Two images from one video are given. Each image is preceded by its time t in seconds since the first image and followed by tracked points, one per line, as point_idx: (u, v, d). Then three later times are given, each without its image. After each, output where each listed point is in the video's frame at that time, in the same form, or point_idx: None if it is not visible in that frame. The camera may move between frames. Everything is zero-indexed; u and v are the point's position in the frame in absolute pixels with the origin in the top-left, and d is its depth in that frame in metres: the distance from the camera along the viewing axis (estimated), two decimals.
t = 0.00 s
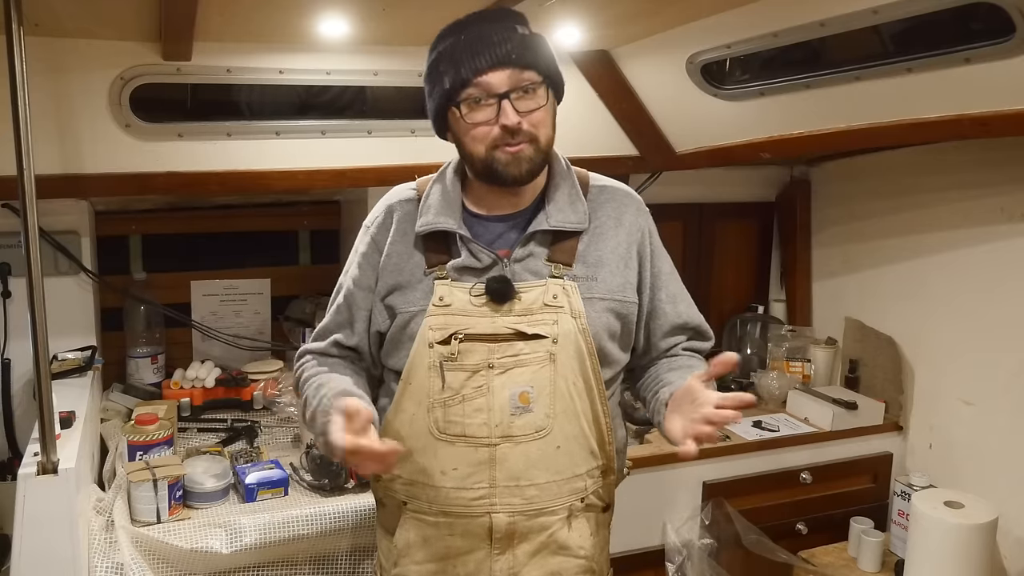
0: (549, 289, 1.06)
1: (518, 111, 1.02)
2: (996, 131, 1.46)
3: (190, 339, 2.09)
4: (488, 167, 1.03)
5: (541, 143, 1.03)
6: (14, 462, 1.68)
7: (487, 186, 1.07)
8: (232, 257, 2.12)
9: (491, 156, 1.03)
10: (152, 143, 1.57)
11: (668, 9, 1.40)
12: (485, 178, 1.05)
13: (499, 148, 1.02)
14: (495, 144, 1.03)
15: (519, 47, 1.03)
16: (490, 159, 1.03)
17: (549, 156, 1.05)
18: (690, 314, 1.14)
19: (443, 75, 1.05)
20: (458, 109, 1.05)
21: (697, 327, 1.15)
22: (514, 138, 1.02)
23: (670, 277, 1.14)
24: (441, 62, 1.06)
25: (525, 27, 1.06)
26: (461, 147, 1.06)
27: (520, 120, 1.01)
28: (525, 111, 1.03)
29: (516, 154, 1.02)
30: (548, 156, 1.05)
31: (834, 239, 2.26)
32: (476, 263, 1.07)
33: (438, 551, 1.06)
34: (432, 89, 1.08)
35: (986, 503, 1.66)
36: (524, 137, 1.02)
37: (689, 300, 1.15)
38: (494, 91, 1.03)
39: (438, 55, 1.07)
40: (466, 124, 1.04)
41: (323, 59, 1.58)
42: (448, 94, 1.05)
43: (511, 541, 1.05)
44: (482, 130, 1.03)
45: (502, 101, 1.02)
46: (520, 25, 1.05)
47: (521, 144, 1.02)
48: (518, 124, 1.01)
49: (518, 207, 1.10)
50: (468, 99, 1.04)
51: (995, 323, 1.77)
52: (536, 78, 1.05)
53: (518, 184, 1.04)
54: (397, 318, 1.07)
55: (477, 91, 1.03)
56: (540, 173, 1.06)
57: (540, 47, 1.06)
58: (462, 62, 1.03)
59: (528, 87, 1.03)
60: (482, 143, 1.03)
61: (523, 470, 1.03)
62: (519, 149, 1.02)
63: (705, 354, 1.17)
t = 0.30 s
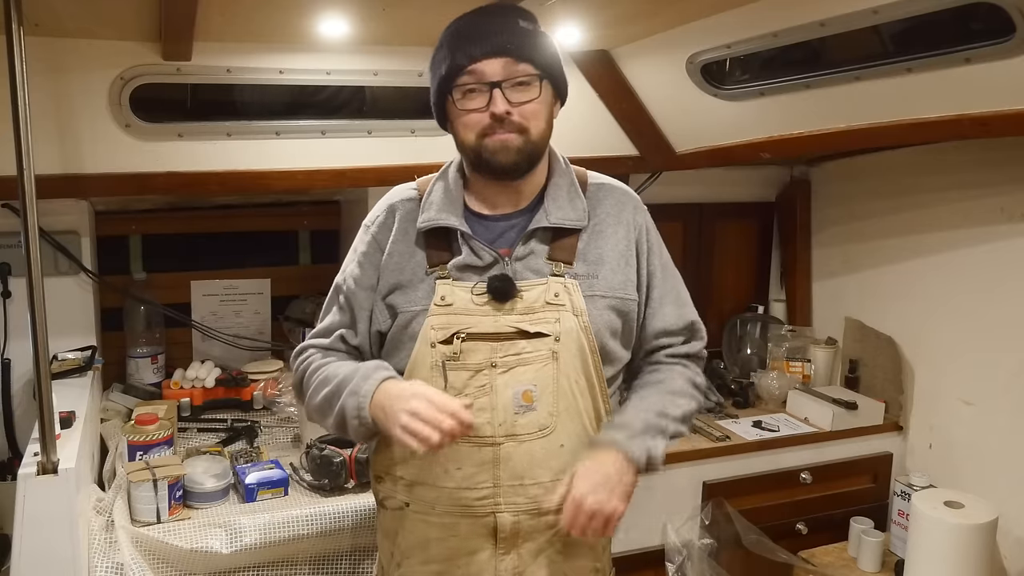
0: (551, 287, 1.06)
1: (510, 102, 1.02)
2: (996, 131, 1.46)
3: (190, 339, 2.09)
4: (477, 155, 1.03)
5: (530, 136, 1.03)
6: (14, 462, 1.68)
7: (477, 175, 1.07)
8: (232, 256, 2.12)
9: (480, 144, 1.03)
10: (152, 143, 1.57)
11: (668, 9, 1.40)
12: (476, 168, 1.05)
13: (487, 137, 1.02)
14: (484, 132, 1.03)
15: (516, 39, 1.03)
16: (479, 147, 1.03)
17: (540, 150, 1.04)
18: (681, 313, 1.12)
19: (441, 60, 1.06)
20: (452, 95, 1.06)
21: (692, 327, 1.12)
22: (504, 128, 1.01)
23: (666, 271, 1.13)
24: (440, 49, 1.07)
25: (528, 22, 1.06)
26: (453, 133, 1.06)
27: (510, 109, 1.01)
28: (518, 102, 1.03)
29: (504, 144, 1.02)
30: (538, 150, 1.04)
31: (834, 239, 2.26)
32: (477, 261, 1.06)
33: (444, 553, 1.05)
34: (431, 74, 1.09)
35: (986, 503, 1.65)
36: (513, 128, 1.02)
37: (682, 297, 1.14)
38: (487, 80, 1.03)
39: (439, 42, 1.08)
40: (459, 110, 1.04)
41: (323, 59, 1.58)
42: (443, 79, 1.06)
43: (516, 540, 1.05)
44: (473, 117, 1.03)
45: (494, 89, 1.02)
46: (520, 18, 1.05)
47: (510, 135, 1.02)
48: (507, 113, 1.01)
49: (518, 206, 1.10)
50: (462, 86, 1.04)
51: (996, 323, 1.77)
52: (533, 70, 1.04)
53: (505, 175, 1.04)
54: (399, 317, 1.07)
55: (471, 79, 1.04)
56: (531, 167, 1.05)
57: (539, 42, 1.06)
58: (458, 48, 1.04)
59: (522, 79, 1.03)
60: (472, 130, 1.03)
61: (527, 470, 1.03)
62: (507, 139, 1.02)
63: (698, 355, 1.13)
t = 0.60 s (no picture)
0: (551, 289, 1.06)
1: (503, 108, 1.02)
2: (997, 131, 1.46)
3: (190, 339, 2.09)
4: (473, 163, 1.04)
5: (525, 143, 1.03)
6: (14, 462, 1.68)
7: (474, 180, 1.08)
8: (232, 256, 2.12)
9: (476, 152, 1.03)
10: (152, 143, 1.57)
11: (668, 9, 1.40)
12: (473, 174, 1.05)
13: (482, 144, 1.02)
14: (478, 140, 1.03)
15: (508, 43, 1.02)
16: (475, 155, 1.03)
17: (536, 155, 1.04)
18: (652, 348, 1.13)
19: (435, 66, 1.06)
20: (447, 101, 1.06)
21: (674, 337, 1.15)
22: (498, 135, 1.02)
23: (656, 277, 1.13)
24: (435, 54, 1.07)
25: (522, 24, 1.05)
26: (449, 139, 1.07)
27: (503, 117, 1.01)
28: (511, 109, 1.02)
29: (499, 151, 1.02)
30: (533, 156, 1.04)
31: (834, 239, 2.26)
32: (478, 263, 1.07)
33: (443, 552, 1.06)
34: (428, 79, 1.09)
35: (986, 503, 1.65)
36: (507, 135, 1.02)
37: (664, 301, 1.14)
38: (480, 87, 1.03)
39: (435, 46, 1.08)
40: (453, 117, 1.05)
41: (322, 59, 1.58)
42: (438, 85, 1.06)
43: (515, 541, 1.05)
44: (467, 124, 1.03)
45: (486, 97, 1.02)
46: (512, 20, 1.04)
47: (505, 142, 1.02)
48: (499, 120, 1.01)
49: (519, 207, 1.10)
50: (456, 93, 1.04)
51: (996, 323, 1.77)
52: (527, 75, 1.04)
53: (500, 182, 1.04)
54: (400, 318, 1.07)
55: (465, 85, 1.04)
56: (528, 172, 1.05)
57: (534, 45, 1.05)
58: (452, 54, 1.04)
59: (515, 84, 1.03)
60: (467, 138, 1.03)
61: (526, 470, 1.03)
62: (502, 147, 1.02)
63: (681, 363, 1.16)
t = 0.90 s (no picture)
0: (555, 289, 1.06)
1: (526, 114, 1.02)
2: (997, 131, 1.46)
3: (190, 339, 2.09)
4: (488, 163, 1.03)
5: (543, 149, 1.03)
6: (14, 462, 1.68)
7: (483, 180, 1.07)
8: (233, 256, 2.12)
9: (492, 154, 1.03)
10: (152, 143, 1.57)
11: (668, 9, 1.40)
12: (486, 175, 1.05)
13: (500, 146, 1.03)
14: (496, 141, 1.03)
15: (538, 50, 1.02)
16: (490, 156, 1.03)
17: (550, 162, 1.05)
18: (661, 342, 1.18)
19: (459, 63, 1.04)
20: (466, 100, 1.05)
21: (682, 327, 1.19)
22: (517, 140, 1.02)
23: (663, 272, 1.16)
24: (458, 50, 1.05)
25: (548, 29, 1.05)
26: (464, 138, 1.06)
27: (526, 123, 1.02)
28: (534, 115, 1.03)
29: (515, 155, 1.03)
30: (548, 162, 1.05)
31: (834, 239, 2.26)
32: (483, 263, 1.06)
33: (446, 550, 1.04)
34: (447, 75, 1.07)
35: (986, 503, 1.65)
36: (527, 140, 1.02)
37: (672, 294, 1.17)
38: (505, 90, 1.02)
39: (458, 42, 1.06)
40: (472, 117, 1.04)
41: (322, 58, 1.58)
42: (459, 83, 1.04)
43: (518, 539, 1.05)
44: (486, 125, 1.03)
45: (511, 101, 1.02)
46: (542, 26, 1.04)
47: (524, 146, 1.02)
48: (523, 126, 1.01)
49: (524, 207, 1.10)
50: (479, 93, 1.03)
51: (996, 323, 1.77)
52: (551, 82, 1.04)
53: (514, 186, 1.04)
54: (402, 316, 1.05)
55: (488, 86, 1.03)
56: (540, 177, 1.06)
57: (558, 51, 1.05)
58: (479, 54, 1.02)
59: (540, 92, 1.03)
60: (484, 138, 1.03)
61: (530, 469, 1.03)
62: (520, 151, 1.02)
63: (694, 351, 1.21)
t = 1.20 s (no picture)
0: (559, 289, 1.06)
1: (536, 120, 1.02)
2: (997, 131, 1.46)
3: (190, 339, 2.09)
4: (498, 170, 1.03)
5: (552, 153, 1.03)
6: (14, 462, 1.68)
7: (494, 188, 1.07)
8: (233, 256, 2.12)
9: (502, 160, 1.02)
10: (152, 143, 1.57)
11: (668, 9, 1.40)
12: (496, 182, 1.04)
13: (510, 152, 1.02)
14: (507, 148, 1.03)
15: (545, 56, 1.02)
16: (501, 163, 1.02)
17: (558, 165, 1.05)
18: (657, 342, 1.18)
19: (465, 72, 1.04)
20: (474, 109, 1.05)
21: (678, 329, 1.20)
22: (529, 146, 1.02)
23: (663, 274, 1.16)
24: (465, 59, 1.05)
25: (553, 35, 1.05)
26: (473, 146, 1.05)
27: (537, 129, 1.01)
28: (544, 121, 1.02)
29: (527, 161, 1.02)
30: (557, 165, 1.05)
31: (835, 239, 2.26)
32: (488, 262, 1.06)
33: (447, 550, 1.04)
34: (452, 84, 1.07)
35: (986, 503, 1.65)
36: (538, 146, 1.02)
37: (670, 298, 1.18)
38: (515, 97, 1.02)
39: (463, 51, 1.06)
40: (480, 125, 1.03)
41: (322, 58, 1.58)
42: (467, 93, 1.04)
43: (520, 539, 1.04)
44: (495, 132, 1.02)
45: (521, 108, 1.01)
46: (548, 31, 1.04)
47: (535, 153, 1.02)
48: (534, 133, 1.01)
49: (529, 207, 1.10)
50: (487, 101, 1.03)
51: (996, 323, 1.77)
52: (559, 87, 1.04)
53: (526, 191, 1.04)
54: (405, 315, 1.04)
55: (496, 94, 1.03)
56: (548, 181, 1.06)
57: (565, 58, 1.05)
58: (487, 62, 1.02)
59: (549, 97, 1.03)
60: (494, 146, 1.02)
61: (532, 469, 1.03)
62: (532, 158, 1.02)
63: (685, 351, 1.21)
